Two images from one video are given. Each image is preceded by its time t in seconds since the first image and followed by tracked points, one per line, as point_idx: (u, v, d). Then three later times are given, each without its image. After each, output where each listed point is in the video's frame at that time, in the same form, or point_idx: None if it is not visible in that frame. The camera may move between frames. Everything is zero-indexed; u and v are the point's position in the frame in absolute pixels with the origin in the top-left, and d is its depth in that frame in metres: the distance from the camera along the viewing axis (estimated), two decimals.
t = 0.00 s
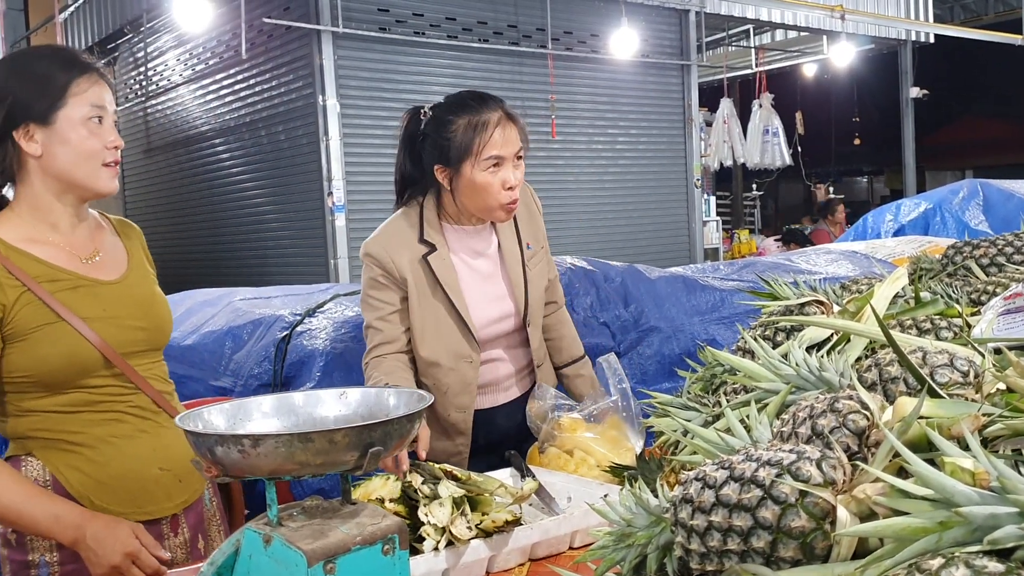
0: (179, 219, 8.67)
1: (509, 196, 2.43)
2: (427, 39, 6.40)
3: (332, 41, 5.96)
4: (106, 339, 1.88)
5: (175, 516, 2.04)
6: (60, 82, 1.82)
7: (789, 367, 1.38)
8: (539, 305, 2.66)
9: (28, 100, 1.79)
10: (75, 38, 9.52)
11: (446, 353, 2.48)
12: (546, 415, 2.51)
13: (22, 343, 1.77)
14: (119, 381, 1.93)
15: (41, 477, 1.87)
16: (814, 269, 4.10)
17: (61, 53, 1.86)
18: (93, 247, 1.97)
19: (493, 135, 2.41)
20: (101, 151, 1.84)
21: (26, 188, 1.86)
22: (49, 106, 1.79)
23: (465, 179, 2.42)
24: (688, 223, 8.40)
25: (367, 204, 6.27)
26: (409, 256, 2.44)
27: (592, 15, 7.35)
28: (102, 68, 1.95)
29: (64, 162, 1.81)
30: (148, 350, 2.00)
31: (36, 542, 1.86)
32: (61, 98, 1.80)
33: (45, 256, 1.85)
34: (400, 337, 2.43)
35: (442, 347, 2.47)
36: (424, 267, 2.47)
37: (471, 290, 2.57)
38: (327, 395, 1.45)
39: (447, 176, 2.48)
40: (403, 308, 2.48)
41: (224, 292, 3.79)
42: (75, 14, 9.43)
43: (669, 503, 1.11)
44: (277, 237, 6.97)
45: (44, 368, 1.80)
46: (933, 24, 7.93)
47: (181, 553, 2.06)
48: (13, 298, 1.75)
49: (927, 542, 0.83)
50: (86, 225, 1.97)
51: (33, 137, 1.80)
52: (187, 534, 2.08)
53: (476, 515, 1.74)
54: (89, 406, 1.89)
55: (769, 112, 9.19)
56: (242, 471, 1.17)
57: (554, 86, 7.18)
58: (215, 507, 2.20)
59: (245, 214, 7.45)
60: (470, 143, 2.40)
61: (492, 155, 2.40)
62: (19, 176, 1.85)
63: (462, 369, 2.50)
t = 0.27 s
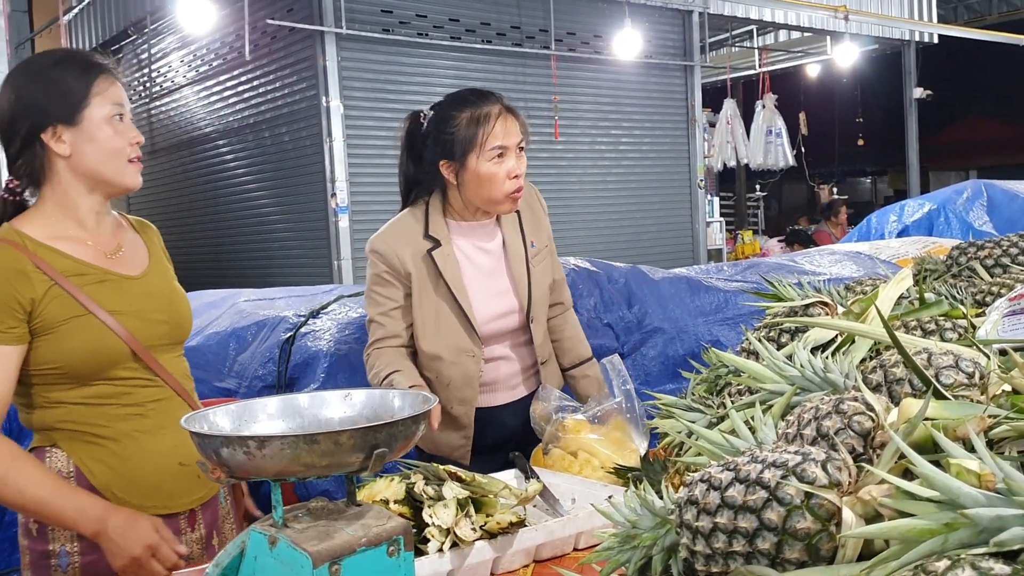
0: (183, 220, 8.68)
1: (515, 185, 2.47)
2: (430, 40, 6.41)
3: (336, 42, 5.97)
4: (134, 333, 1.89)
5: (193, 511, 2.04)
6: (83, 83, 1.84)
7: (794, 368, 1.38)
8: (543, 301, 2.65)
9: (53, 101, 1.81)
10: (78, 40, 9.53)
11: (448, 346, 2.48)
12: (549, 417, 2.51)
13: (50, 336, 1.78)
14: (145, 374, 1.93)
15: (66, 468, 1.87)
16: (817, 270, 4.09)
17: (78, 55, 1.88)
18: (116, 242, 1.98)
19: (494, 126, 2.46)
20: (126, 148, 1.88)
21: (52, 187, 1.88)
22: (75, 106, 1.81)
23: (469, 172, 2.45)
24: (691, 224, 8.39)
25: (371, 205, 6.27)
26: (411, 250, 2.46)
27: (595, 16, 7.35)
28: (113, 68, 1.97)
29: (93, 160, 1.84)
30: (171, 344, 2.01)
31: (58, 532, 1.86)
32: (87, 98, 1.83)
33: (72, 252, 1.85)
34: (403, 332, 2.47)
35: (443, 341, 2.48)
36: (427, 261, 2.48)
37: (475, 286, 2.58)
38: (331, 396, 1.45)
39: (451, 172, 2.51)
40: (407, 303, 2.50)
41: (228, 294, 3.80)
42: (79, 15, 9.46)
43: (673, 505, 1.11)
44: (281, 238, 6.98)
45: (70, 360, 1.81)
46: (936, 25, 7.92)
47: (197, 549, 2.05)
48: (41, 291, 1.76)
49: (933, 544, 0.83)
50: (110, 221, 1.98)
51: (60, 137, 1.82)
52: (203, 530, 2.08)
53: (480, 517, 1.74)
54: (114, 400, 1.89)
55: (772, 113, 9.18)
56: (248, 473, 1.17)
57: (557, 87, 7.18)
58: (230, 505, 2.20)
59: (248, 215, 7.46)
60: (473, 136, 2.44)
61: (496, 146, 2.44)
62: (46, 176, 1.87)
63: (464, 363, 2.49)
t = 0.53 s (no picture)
0: (187, 221, 8.69)
1: (534, 176, 2.53)
2: (433, 41, 6.41)
3: (339, 43, 5.98)
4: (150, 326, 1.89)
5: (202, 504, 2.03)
6: (108, 84, 1.86)
7: (798, 370, 1.37)
8: (563, 298, 2.68)
9: (82, 102, 1.82)
10: (81, 42, 9.54)
11: (466, 332, 2.56)
12: (553, 418, 2.51)
13: (71, 329, 1.79)
14: (160, 367, 1.93)
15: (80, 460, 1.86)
16: (821, 271, 4.09)
17: (99, 57, 1.90)
18: (135, 239, 1.99)
19: (512, 121, 2.54)
20: (150, 147, 1.91)
21: (76, 184, 1.88)
22: (102, 107, 1.83)
23: (489, 165, 2.54)
24: (694, 224, 8.38)
25: (373, 206, 6.28)
26: (436, 240, 2.55)
27: (597, 16, 7.35)
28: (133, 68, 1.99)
29: (120, 159, 1.86)
30: (188, 340, 2.02)
31: (73, 521, 1.87)
32: (112, 99, 1.85)
33: (93, 248, 1.86)
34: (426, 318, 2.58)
35: (461, 326, 2.56)
36: (450, 251, 2.56)
37: (498, 280, 2.62)
38: (335, 397, 1.45)
39: (475, 169, 2.61)
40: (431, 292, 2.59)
41: (232, 294, 3.80)
42: (82, 16, 9.46)
43: (677, 506, 1.11)
44: (284, 239, 6.99)
45: (90, 352, 1.81)
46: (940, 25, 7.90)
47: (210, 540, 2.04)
48: (65, 283, 1.77)
49: (938, 546, 0.83)
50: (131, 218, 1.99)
51: (87, 137, 1.84)
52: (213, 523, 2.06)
53: (484, 517, 1.73)
54: (129, 392, 1.90)
55: (775, 114, 9.16)
56: (252, 474, 1.17)
57: (560, 87, 7.18)
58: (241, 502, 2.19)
59: (252, 216, 7.47)
60: (490, 131, 2.54)
61: (512, 139, 2.52)
62: (71, 174, 1.87)
63: (481, 349, 2.56)
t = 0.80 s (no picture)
0: (188, 221, 8.70)
1: (556, 178, 2.54)
2: (435, 41, 6.41)
3: (341, 42, 5.98)
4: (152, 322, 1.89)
5: (197, 501, 1.99)
6: (116, 83, 1.88)
7: (799, 368, 1.37)
8: (584, 289, 2.76)
9: (90, 101, 1.84)
10: (81, 42, 9.52)
11: (491, 312, 2.61)
12: (554, 417, 2.51)
13: (76, 319, 1.79)
14: (162, 365, 1.93)
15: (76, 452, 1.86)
16: (822, 270, 4.09)
17: (111, 58, 1.92)
18: (148, 240, 2.00)
19: (546, 121, 2.57)
20: (159, 144, 1.91)
21: (89, 183, 1.91)
22: (108, 105, 1.85)
23: (517, 161, 2.58)
24: (696, 224, 8.38)
25: (374, 205, 6.28)
26: (466, 225, 2.62)
27: (599, 16, 7.35)
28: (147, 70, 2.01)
29: (127, 157, 1.87)
30: (194, 340, 2.02)
31: (68, 513, 1.85)
32: (118, 98, 1.86)
33: (105, 244, 1.87)
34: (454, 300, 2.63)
35: (486, 307, 2.61)
36: (478, 236, 2.62)
37: (524, 268, 2.68)
38: (336, 397, 1.45)
39: (506, 162, 2.66)
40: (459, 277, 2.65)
41: (233, 294, 3.81)
42: (83, 15, 9.41)
43: (679, 505, 1.11)
44: (285, 238, 6.99)
45: (93, 345, 1.81)
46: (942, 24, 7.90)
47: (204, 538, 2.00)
48: (73, 274, 1.78)
49: (939, 543, 0.83)
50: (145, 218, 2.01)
51: (94, 136, 1.85)
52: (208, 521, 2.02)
53: (484, 516, 1.74)
54: (130, 387, 1.89)
55: (777, 113, 9.14)
56: (252, 473, 1.17)
57: (561, 86, 7.18)
58: (236, 502, 2.15)
59: (253, 215, 7.47)
60: (524, 131, 2.56)
61: (539, 142, 2.53)
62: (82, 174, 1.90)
63: (506, 329, 2.60)
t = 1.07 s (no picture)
0: (193, 222, 8.71)
1: (553, 192, 2.57)
2: (438, 41, 6.41)
3: (344, 43, 5.98)
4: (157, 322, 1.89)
5: (188, 502, 1.99)
6: (134, 86, 1.89)
7: (804, 369, 1.37)
8: (594, 284, 2.77)
9: (110, 104, 1.86)
10: (86, 42, 9.54)
11: (502, 298, 2.61)
12: (558, 418, 2.51)
13: (82, 316, 1.80)
14: (164, 367, 1.93)
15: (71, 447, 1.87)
16: (827, 270, 4.08)
17: (137, 64, 1.93)
18: (163, 244, 2.01)
19: (554, 134, 2.53)
20: (172, 148, 1.90)
21: (106, 184, 1.93)
22: (125, 109, 1.86)
23: (519, 167, 2.60)
24: (700, 224, 8.37)
25: (378, 206, 6.28)
26: (475, 216, 2.64)
27: (603, 17, 7.35)
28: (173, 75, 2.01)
29: (139, 160, 1.87)
30: (201, 344, 2.02)
31: (59, 508, 1.86)
32: (134, 102, 1.87)
33: (119, 245, 1.89)
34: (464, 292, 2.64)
35: (497, 293, 2.61)
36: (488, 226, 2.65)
37: (533, 258, 2.69)
38: (339, 397, 1.45)
39: (512, 160, 2.66)
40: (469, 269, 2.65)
41: (237, 294, 3.81)
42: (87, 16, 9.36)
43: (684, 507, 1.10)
44: (289, 239, 7.00)
45: (97, 341, 1.82)
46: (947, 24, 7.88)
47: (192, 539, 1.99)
48: (83, 271, 1.80)
49: (945, 545, 0.82)
50: (162, 221, 2.02)
51: (110, 139, 1.87)
52: (198, 523, 2.02)
53: (489, 518, 1.74)
54: (130, 385, 1.89)
55: (782, 114, 9.10)
56: (256, 473, 1.17)
57: (565, 87, 7.18)
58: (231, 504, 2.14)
59: (257, 216, 7.48)
60: (529, 138, 2.54)
61: (541, 156, 2.53)
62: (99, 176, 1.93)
63: (515, 314, 2.61)
